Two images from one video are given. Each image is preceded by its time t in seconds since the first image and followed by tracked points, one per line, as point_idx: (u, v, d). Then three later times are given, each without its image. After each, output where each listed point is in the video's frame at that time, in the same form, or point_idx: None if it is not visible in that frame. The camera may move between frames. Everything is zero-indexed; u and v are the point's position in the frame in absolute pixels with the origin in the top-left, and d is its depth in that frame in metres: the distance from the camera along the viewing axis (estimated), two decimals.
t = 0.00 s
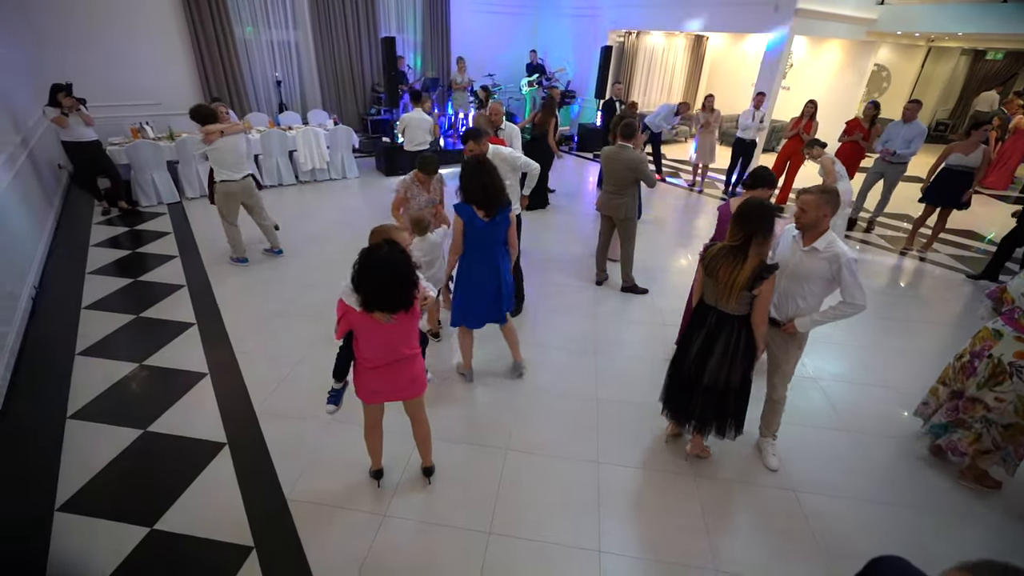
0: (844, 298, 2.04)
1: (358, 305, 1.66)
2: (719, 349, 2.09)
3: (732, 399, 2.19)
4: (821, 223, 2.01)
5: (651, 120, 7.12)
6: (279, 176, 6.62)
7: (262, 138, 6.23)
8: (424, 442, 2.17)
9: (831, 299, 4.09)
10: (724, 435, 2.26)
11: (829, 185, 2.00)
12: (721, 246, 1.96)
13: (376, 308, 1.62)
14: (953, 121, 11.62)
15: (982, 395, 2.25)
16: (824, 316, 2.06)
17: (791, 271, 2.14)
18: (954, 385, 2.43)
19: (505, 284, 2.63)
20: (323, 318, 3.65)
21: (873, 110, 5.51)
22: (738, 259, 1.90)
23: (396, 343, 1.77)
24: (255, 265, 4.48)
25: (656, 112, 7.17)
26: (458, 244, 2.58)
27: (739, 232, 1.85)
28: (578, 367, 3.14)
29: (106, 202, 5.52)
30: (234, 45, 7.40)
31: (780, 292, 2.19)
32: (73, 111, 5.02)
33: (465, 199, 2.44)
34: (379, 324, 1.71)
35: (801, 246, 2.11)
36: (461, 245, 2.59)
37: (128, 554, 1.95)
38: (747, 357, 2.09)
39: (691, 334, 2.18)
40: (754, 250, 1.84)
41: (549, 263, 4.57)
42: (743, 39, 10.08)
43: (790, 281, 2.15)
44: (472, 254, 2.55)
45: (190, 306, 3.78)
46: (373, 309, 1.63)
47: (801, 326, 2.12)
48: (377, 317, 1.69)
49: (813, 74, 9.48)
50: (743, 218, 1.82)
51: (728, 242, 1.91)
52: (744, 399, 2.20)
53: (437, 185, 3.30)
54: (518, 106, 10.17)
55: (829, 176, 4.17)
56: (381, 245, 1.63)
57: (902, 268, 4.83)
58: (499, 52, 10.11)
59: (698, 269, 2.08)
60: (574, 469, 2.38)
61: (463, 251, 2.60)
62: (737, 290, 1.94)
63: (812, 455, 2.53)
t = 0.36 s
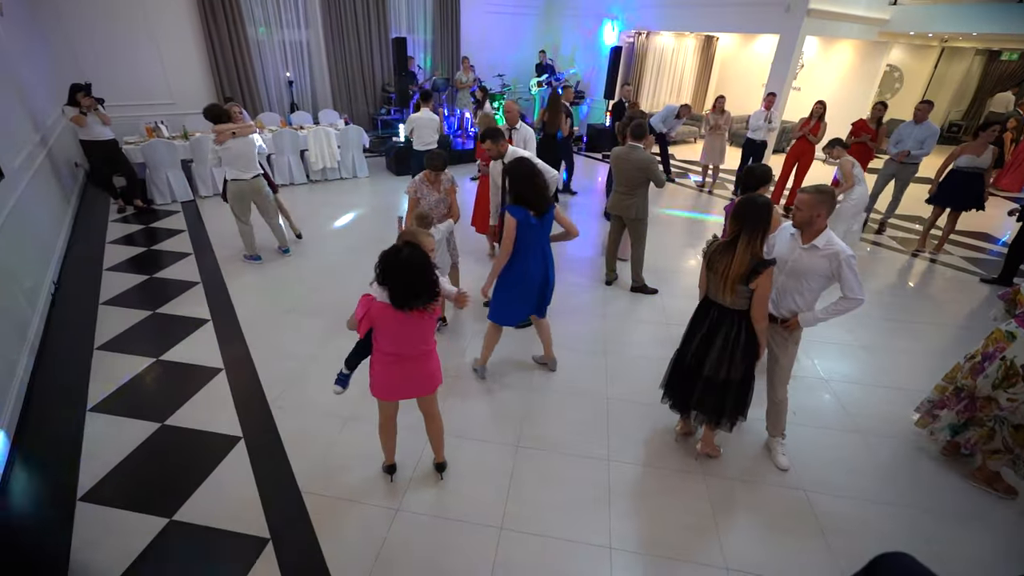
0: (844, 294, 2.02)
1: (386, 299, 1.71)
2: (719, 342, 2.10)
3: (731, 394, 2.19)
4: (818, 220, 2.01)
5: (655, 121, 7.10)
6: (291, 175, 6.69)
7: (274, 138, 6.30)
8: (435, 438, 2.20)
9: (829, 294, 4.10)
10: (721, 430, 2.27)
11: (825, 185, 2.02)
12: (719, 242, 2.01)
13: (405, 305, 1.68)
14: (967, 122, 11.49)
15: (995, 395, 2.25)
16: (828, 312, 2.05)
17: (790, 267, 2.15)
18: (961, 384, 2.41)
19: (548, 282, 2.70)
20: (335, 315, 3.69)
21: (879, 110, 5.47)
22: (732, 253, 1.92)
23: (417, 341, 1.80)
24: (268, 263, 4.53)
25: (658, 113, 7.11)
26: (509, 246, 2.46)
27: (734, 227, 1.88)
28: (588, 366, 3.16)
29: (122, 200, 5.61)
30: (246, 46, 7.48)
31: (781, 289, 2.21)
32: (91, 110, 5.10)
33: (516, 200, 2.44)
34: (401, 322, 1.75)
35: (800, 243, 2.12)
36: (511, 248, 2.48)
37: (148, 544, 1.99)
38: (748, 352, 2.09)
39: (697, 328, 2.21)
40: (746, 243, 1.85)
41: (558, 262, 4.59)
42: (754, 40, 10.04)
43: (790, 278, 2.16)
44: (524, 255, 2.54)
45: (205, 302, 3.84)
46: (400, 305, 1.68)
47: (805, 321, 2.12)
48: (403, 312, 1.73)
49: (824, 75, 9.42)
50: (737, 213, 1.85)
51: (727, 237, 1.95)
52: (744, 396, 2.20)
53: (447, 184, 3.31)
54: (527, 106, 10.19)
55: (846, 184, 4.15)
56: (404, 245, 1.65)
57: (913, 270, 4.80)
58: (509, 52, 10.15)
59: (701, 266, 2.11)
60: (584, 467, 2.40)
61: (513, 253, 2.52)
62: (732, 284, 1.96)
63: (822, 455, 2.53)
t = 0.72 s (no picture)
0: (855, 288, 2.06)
1: (390, 291, 1.76)
2: (725, 338, 2.11)
3: (738, 390, 2.20)
4: (820, 219, 2.02)
5: (665, 120, 7.13)
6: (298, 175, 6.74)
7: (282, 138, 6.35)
8: (444, 436, 2.22)
9: (834, 293, 4.09)
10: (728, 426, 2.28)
11: (827, 184, 2.02)
12: (723, 240, 2.01)
13: (408, 295, 1.72)
14: (975, 123, 11.42)
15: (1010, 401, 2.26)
16: (846, 308, 2.10)
17: (795, 267, 2.14)
18: (975, 389, 2.42)
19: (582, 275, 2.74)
20: (343, 313, 3.72)
21: (883, 112, 5.44)
22: (735, 249, 1.93)
23: (422, 337, 1.81)
24: (276, 261, 4.57)
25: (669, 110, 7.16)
26: (541, 238, 2.53)
27: (738, 224, 1.89)
28: (595, 364, 3.18)
29: (132, 199, 5.66)
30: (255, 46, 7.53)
31: (785, 291, 2.18)
32: (104, 110, 5.16)
33: (542, 194, 2.51)
34: (408, 317, 1.77)
35: (803, 243, 2.11)
36: (543, 240, 2.55)
37: (161, 537, 2.02)
38: (755, 348, 2.10)
39: (703, 325, 2.21)
40: (748, 239, 1.87)
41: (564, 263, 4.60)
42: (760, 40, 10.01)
43: (794, 277, 2.15)
44: (555, 249, 2.59)
45: (214, 300, 3.87)
46: (404, 295, 1.72)
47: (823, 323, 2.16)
48: (408, 304, 1.76)
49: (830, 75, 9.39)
50: (740, 211, 1.86)
51: (731, 235, 1.95)
52: (751, 392, 2.21)
53: (449, 200, 3.28)
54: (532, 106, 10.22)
55: (853, 194, 4.15)
56: (406, 237, 1.70)
57: (920, 271, 4.78)
58: (515, 53, 10.19)
59: (706, 264, 2.12)
60: (590, 465, 2.41)
61: (544, 245, 2.58)
62: (737, 281, 1.97)
63: (829, 456, 2.53)
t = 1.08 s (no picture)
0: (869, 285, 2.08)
1: (389, 286, 1.79)
2: (736, 340, 2.12)
3: (750, 390, 2.21)
4: (827, 219, 2.03)
5: (682, 121, 7.12)
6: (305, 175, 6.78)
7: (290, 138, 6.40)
8: (452, 435, 2.23)
9: (844, 296, 4.08)
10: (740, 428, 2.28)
11: (832, 188, 2.01)
12: (735, 240, 2.00)
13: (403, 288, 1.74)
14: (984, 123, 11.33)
15: None
16: (858, 305, 2.13)
17: (804, 268, 2.14)
18: (995, 400, 2.32)
19: (598, 276, 2.74)
20: (350, 312, 3.75)
21: (891, 111, 5.41)
22: (749, 249, 1.93)
23: (420, 332, 1.81)
24: (284, 260, 4.60)
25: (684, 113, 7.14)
26: (551, 240, 2.56)
27: (752, 225, 1.89)
28: (601, 364, 3.18)
29: (141, 198, 5.71)
30: (263, 46, 7.58)
31: (796, 293, 2.18)
32: (114, 110, 5.21)
33: (550, 197, 2.55)
34: (410, 316, 1.78)
35: (811, 245, 2.11)
36: (553, 242, 2.58)
37: (172, 532, 2.05)
38: (766, 349, 2.11)
39: (713, 329, 2.21)
40: (761, 240, 1.88)
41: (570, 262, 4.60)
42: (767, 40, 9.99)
43: (803, 279, 2.14)
44: (566, 252, 2.60)
45: (222, 299, 3.90)
46: (402, 288, 1.74)
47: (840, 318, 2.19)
48: (406, 298, 1.78)
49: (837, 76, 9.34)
50: (755, 213, 1.85)
51: (744, 236, 1.95)
52: (763, 391, 2.22)
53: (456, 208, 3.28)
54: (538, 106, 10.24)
55: (860, 199, 4.20)
56: (407, 234, 1.73)
57: (928, 272, 4.76)
58: (521, 53, 10.20)
59: (716, 265, 2.12)
60: (596, 464, 2.41)
61: (555, 247, 2.60)
62: (752, 282, 1.98)
63: (835, 457, 2.53)
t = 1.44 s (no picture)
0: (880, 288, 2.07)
1: (394, 292, 1.81)
2: (741, 344, 2.13)
3: (754, 395, 2.21)
4: (839, 224, 2.04)
5: (688, 121, 7.06)
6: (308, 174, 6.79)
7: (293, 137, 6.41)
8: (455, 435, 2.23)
9: (854, 299, 4.07)
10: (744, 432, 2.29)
11: (842, 193, 2.01)
12: (742, 244, 2.01)
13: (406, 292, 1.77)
14: (988, 125, 11.29)
15: None
16: (868, 309, 2.12)
17: (814, 271, 2.14)
18: (1006, 411, 2.27)
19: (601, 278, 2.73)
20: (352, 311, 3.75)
21: (895, 112, 5.41)
22: (758, 254, 1.93)
23: (421, 340, 1.81)
24: (287, 259, 4.61)
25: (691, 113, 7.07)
26: (554, 240, 2.56)
27: (761, 228, 1.89)
28: (602, 364, 3.18)
29: (144, 196, 5.73)
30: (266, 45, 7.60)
31: (805, 296, 2.17)
32: (116, 109, 5.22)
33: (555, 199, 2.56)
34: (417, 320, 1.79)
35: (822, 248, 2.12)
36: (556, 242, 2.58)
37: (175, 530, 2.06)
38: (772, 353, 2.11)
39: (718, 332, 2.22)
40: (770, 244, 1.88)
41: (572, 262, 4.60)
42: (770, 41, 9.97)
43: (814, 282, 2.14)
44: (570, 253, 2.60)
45: (224, 298, 3.91)
46: (404, 292, 1.77)
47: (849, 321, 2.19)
48: (411, 304, 1.79)
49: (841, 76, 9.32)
50: (767, 216, 1.86)
51: (751, 239, 1.95)
52: (768, 395, 2.22)
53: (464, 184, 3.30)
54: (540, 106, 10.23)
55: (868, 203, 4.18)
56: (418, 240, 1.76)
57: (931, 274, 4.74)
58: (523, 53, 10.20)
59: (723, 269, 2.12)
60: (598, 465, 2.41)
61: (558, 249, 2.60)
62: (759, 285, 1.97)
63: (838, 459, 2.52)
